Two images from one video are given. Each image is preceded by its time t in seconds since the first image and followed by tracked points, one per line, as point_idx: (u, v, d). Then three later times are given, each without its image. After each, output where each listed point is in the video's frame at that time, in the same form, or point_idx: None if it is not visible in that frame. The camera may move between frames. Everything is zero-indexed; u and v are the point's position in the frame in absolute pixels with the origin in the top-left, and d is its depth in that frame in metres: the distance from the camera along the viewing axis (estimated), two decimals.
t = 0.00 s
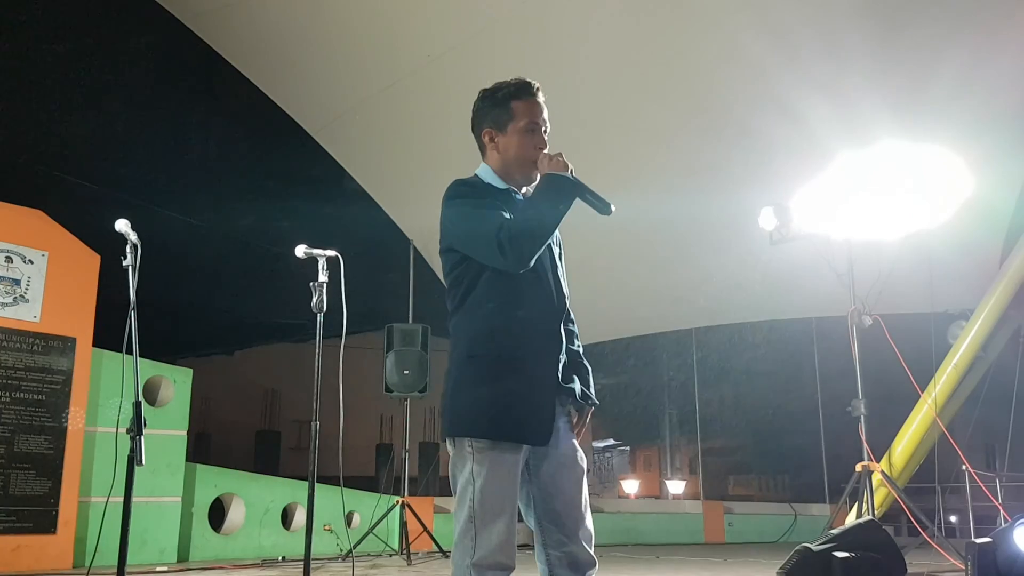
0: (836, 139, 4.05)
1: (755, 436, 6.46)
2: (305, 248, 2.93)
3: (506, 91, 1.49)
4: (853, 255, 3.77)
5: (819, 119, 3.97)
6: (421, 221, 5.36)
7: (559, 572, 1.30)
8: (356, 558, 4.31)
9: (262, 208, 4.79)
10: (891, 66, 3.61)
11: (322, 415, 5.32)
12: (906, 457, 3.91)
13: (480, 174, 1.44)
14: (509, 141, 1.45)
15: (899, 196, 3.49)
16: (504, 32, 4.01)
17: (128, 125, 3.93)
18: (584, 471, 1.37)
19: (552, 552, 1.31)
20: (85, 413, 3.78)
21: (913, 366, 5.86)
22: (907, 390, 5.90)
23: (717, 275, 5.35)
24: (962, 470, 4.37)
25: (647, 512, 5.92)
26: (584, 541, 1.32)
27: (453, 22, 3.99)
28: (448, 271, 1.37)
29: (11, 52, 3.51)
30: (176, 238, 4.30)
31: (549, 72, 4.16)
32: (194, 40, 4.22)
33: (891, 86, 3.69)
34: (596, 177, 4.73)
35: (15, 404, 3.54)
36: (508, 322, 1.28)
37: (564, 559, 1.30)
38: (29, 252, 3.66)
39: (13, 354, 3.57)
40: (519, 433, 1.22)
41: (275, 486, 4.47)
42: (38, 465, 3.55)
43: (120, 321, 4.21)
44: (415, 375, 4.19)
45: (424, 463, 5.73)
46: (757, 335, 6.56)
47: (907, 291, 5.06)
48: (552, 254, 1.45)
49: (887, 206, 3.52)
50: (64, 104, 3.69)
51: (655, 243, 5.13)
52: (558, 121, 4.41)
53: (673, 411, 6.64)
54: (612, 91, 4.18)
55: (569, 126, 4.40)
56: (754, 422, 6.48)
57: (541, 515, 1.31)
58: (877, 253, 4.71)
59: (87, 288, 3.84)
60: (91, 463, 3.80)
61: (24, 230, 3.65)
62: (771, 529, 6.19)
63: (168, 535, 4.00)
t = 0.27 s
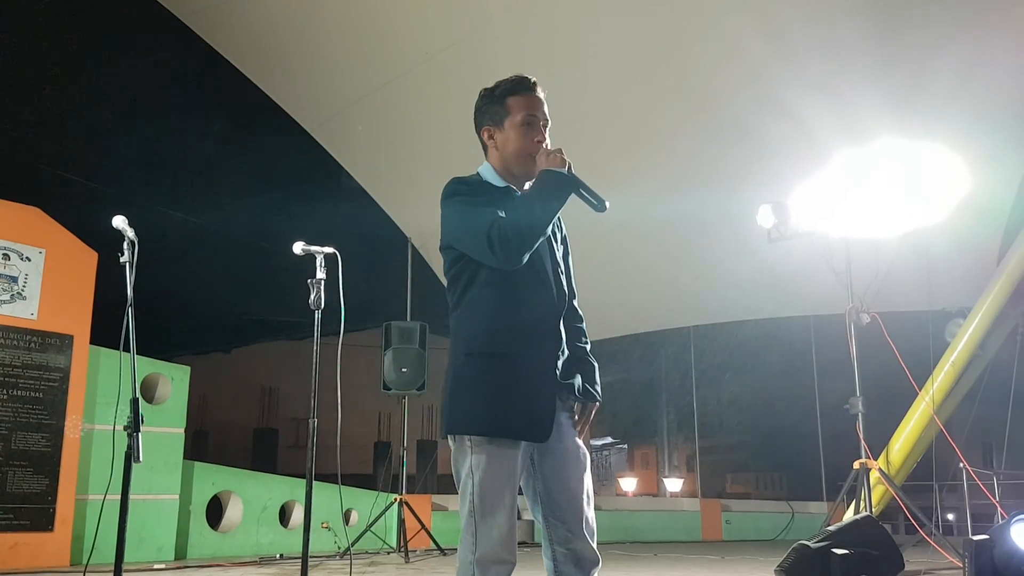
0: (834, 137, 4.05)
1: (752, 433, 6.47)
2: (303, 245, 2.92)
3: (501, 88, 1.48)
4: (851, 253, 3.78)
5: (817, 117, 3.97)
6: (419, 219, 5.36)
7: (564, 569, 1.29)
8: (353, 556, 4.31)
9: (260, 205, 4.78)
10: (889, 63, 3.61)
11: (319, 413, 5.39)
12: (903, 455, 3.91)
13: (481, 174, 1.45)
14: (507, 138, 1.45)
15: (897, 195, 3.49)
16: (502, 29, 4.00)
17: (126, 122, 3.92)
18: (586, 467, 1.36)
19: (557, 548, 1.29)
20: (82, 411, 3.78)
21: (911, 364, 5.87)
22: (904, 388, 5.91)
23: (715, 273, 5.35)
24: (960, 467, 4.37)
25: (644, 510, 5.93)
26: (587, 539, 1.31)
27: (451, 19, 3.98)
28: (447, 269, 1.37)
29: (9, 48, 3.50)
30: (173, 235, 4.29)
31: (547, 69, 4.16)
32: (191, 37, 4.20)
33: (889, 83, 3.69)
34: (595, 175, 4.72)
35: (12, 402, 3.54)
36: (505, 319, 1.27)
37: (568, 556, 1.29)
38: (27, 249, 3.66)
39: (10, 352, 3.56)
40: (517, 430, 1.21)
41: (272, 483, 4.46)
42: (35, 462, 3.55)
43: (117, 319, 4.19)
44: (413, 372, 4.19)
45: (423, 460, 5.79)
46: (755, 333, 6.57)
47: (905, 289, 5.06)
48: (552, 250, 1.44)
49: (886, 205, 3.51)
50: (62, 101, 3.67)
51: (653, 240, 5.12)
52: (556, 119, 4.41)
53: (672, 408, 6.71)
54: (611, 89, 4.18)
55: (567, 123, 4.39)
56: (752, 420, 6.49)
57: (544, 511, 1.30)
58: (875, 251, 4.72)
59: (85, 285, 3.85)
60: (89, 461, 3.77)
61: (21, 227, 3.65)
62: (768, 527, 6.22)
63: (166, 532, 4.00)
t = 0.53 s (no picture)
0: (832, 137, 4.06)
1: (751, 433, 6.48)
2: (301, 244, 2.91)
3: (494, 91, 1.51)
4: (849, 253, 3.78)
5: (815, 117, 3.98)
6: (418, 218, 5.35)
7: (565, 569, 1.28)
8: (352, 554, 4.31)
9: (259, 204, 4.77)
10: (886, 62, 3.61)
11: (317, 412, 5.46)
12: (901, 454, 3.92)
13: (478, 177, 1.46)
14: (497, 136, 1.46)
15: (895, 195, 3.49)
16: (502, 28, 4.00)
17: (125, 121, 3.91)
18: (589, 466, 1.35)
19: (560, 547, 1.28)
20: (81, 410, 3.78)
21: (909, 363, 5.89)
22: (902, 387, 5.92)
23: (713, 273, 5.36)
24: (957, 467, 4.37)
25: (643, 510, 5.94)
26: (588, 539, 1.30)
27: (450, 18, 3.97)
28: (449, 269, 1.38)
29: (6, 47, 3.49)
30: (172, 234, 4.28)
31: (547, 68, 4.16)
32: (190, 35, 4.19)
33: (887, 82, 3.70)
34: (593, 175, 4.73)
35: (10, 401, 3.53)
36: (501, 317, 1.27)
37: (570, 556, 1.28)
38: (25, 248, 3.66)
39: (8, 351, 3.56)
40: (516, 427, 1.21)
41: (271, 482, 4.47)
42: (34, 461, 3.55)
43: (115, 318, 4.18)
44: (411, 371, 4.19)
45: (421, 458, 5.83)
46: (754, 333, 6.58)
47: (902, 289, 5.08)
48: (553, 248, 1.44)
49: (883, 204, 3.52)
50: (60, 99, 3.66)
51: (652, 240, 5.13)
52: (555, 118, 4.40)
53: (671, 407, 6.74)
54: (611, 88, 4.18)
55: (566, 122, 4.39)
56: (750, 420, 6.50)
57: (546, 511, 1.30)
58: (872, 251, 4.73)
59: (83, 285, 3.85)
60: (87, 460, 3.78)
61: (19, 226, 3.64)
62: (769, 525, 6.15)
63: (164, 531, 4.00)
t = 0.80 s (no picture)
0: (832, 136, 4.05)
1: (750, 432, 6.48)
2: (300, 242, 2.91)
3: (492, 93, 1.52)
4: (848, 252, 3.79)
5: (814, 116, 3.97)
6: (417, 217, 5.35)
7: (568, 568, 1.27)
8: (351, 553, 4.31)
9: (258, 203, 4.77)
10: (886, 61, 3.61)
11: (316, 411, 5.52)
12: (900, 453, 3.92)
13: (478, 178, 1.46)
14: (493, 135, 1.46)
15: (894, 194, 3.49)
16: (502, 27, 3.99)
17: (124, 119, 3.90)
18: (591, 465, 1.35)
19: (563, 546, 1.28)
20: (80, 408, 3.78)
21: (908, 363, 5.89)
22: (901, 387, 5.93)
23: (712, 272, 5.36)
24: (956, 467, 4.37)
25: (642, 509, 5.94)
26: (591, 538, 1.29)
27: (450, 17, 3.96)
28: (450, 270, 1.38)
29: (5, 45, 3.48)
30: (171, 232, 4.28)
31: (547, 67, 4.15)
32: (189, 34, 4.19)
33: (887, 81, 3.69)
34: (593, 174, 4.72)
35: (9, 399, 3.53)
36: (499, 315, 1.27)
37: (574, 555, 1.27)
38: (24, 246, 3.65)
39: (7, 349, 3.56)
40: (517, 425, 1.21)
41: (270, 481, 4.46)
42: (33, 460, 3.54)
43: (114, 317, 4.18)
44: (410, 370, 4.19)
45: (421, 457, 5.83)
46: (753, 332, 6.58)
47: (902, 288, 5.08)
48: (553, 248, 1.44)
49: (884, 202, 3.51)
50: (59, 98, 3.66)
51: (651, 239, 5.12)
52: (555, 116, 4.40)
53: (670, 406, 6.75)
54: (611, 87, 4.17)
55: (566, 121, 4.39)
56: (749, 419, 6.51)
57: (549, 510, 1.29)
58: (871, 250, 4.73)
59: (82, 283, 3.85)
60: (86, 458, 3.78)
61: (18, 225, 3.64)
62: (767, 524, 6.15)
63: (163, 530, 4.00)
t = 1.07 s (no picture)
0: (832, 135, 4.05)
1: (750, 432, 6.49)
2: (301, 242, 2.91)
3: (493, 92, 1.53)
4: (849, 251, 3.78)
5: (814, 116, 3.98)
6: (417, 217, 5.35)
7: (566, 568, 1.27)
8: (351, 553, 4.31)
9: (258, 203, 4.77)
10: (886, 60, 3.61)
11: (316, 411, 5.52)
12: (900, 453, 3.92)
13: (480, 176, 1.46)
14: (495, 131, 1.46)
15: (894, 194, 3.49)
16: (501, 27, 3.99)
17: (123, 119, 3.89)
18: (591, 464, 1.34)
19: (561, 545, 1.27)
20: (79, 408, 3.78)
21: (908, 362, 5.89)
22: (901, 387, 5.93)
23: (712, 272, 5.36)
24: (956, 466, 4.38)
25: (642, 509, 5.95)
26: (589, 538, 1.29)
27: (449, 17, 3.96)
28: (450, 268, 1.39)
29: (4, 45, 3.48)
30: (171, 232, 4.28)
31: (547, 67, 4.15)
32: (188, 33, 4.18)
33: (887, 81, 3.69)
34: (593, 174, 4.72)
35: (8, 399, 3.53)
36: (497, 312, 1.28)
37: (571, 554, 1.27)
38: (24, 246, 3.66)
39: (6, 349, 3.56)
40: (516, 421, 1.20)
41: (269, 480, 4.46)
42: (32, 459, 3.54)
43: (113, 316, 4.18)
44: (410, 369, 4.19)
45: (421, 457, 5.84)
46: (752, 332, 6.59)
47: (902, 288, 5.08)
48: (554, 246, 1.43)
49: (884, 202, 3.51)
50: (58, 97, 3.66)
51: (651, 239, 5.13)
52: (555, 116, 4.40)
53: (670, 406, 6.76)
54: (611, 87, 4.17)
55: (566, 120, 4.39)
56: (749, 419, 6.51)
57: (546, 508, 1.29)
58: (871, 250, 4.74)
59: (81, 283, 3.84)
60: (85, 458, 3.78)
61: (18, 225, 3.64)
62: (767, 523, 6.17)
63: (163, 530, 3.99)
